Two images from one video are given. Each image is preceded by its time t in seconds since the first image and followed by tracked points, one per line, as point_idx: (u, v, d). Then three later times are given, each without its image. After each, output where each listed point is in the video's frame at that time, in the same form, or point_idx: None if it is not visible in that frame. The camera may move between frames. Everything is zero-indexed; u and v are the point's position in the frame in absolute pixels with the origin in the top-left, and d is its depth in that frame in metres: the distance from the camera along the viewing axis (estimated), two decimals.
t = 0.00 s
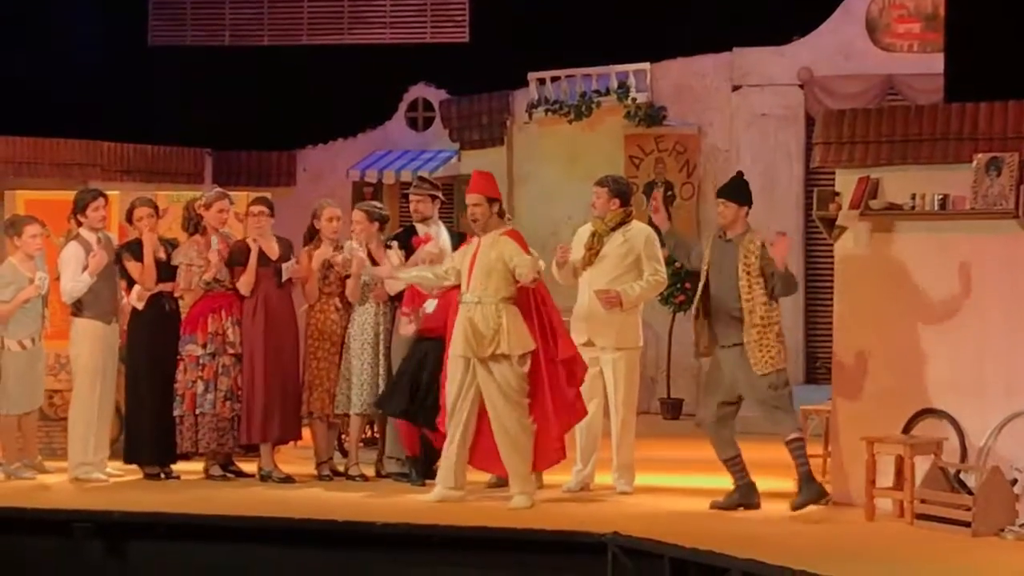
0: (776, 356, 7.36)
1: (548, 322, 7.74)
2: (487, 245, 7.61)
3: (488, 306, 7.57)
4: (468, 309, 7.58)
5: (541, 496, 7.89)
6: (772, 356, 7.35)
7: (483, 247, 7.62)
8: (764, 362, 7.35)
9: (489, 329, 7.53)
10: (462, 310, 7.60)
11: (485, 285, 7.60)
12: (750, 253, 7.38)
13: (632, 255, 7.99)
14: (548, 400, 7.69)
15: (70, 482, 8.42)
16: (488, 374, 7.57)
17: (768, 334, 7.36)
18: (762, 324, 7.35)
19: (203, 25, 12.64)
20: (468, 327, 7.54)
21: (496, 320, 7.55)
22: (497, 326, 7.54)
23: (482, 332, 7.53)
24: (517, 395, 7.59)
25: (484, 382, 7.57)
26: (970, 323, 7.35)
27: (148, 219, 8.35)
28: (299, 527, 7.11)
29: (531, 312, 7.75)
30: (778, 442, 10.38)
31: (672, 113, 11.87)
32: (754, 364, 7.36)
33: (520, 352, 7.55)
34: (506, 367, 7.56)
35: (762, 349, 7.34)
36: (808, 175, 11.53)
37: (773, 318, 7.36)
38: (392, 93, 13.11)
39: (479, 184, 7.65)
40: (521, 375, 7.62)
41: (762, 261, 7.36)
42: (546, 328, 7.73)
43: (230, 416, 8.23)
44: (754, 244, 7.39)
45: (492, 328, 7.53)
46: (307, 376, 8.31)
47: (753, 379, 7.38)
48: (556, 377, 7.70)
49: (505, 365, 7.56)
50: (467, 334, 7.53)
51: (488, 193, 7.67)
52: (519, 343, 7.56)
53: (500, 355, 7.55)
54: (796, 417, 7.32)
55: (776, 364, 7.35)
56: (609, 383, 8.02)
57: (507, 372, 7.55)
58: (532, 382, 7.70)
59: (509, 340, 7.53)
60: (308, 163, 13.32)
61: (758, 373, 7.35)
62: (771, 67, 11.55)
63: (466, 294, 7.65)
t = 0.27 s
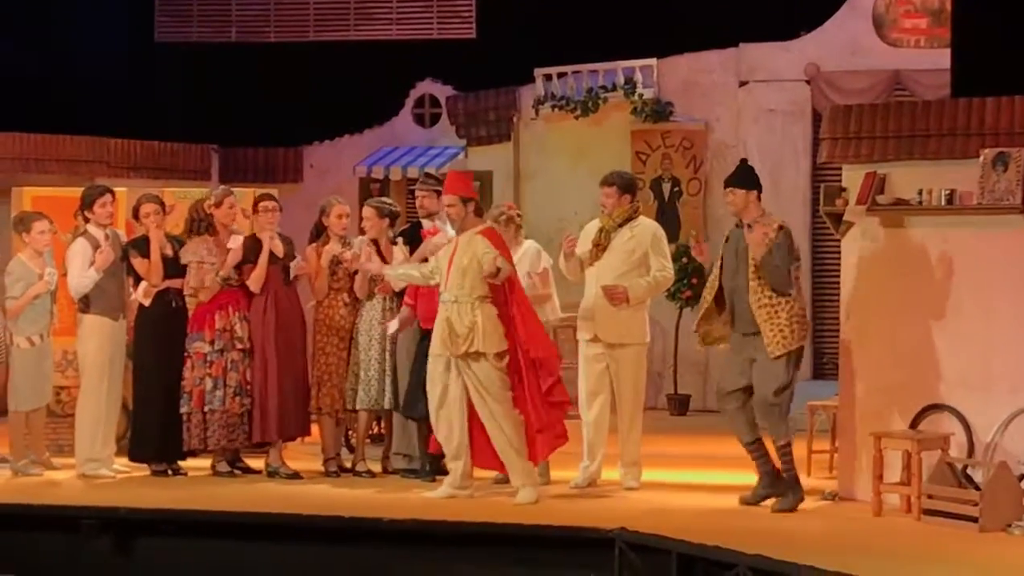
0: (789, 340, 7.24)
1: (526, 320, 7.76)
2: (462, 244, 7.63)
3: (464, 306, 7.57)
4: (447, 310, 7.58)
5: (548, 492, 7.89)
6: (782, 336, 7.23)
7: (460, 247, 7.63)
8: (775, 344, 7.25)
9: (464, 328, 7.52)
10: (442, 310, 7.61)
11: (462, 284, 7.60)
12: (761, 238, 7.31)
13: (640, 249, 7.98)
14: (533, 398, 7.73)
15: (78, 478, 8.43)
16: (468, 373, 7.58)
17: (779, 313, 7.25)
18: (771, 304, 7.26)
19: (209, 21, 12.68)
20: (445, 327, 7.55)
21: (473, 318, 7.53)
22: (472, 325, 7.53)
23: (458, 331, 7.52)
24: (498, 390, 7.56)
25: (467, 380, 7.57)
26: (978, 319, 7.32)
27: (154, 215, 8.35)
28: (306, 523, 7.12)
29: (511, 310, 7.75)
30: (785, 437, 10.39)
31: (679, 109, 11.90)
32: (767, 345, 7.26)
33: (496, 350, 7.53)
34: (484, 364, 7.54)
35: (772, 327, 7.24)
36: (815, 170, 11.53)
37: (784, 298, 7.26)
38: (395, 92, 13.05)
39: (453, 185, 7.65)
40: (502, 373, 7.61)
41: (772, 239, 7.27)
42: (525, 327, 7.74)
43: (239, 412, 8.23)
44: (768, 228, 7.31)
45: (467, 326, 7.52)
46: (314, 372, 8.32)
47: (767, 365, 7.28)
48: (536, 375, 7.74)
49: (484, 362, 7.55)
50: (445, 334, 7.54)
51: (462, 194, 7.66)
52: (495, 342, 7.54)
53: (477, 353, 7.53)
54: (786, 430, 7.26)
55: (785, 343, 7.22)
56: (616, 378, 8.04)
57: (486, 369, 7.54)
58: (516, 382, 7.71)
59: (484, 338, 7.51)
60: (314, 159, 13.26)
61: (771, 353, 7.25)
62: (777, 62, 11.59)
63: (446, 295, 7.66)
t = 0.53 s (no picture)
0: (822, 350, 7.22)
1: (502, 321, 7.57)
2: (458, 240, 7.61)
3: (457, 300, 7.57)
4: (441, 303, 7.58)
5: (569, 490, 7.89)
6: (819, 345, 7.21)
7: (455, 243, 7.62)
8: (808, 353, 7.21)
9: (455, 322, 7.53)
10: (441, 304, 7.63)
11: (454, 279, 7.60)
12: (800, 245, 7.29)
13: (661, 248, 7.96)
14: (508, 401, 7.54)
15: (98, 477, 8.44)
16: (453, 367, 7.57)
17: (817, 321, 7.22)
18: (810, 311, 7.23)
19: (229, 20, 12.69)
20: (438, 320, 7.57)
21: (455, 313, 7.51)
22: (464, 320, 7.53)
23: (450, 326, 7.54)
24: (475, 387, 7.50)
25: (449, 372, 7.56)
26: (1000, 319, 7.31)
27: (175, 214, 8.29)
28: (326, 521, 7.12)
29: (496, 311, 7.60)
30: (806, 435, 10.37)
31: (699, 107, 11.90)
32: (799, 356, 7.22)
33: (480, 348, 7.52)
34: (464, 359, 7.52)
35: (808, 335, 7.20)
36: (835, 169, 11.52)
37: (822, 306, 7.23)
38: (415, 91, 13.08)
39: (451, 182, 7.58)
40: (486, 372, 7.55)
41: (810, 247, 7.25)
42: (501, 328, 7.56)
43: (265, 411, 8.26)
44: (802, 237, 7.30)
45: (460, 321, 7.53)
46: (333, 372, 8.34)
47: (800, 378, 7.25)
48: (509, 379, 7.54)
49: (468, 360, 7.52)
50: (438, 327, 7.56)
51: (458, 191, 7.60)
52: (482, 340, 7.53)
53: (463, 348, 7.53)
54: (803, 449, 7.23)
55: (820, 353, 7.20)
56: (636, 376, 8.05)
57: (465, 365, 7.50)
58: (492, 382, 7.57)
59: (469, 335, 7.51)
60: (334, 157, 13.26)
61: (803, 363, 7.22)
62: (797, 59, 11.56)
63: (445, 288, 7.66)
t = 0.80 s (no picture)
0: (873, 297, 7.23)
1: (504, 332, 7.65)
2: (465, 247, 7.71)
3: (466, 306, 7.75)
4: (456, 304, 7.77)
5: (602, 493, 7.90)
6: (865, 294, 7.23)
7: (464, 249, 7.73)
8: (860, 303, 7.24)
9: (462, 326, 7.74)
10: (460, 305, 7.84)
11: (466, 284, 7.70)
12: (837, 205, 7.34)
13: (696, 250, 7.96)
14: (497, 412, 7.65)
15: (132, 480, 8.46)
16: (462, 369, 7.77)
17: (864, 271, 7.25)
18: (854, 263, 7.26)
19: (262, 24, 12.67)
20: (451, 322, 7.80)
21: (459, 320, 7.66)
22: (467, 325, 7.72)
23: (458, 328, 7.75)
24: (472, 391, 7.67)
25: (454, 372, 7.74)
26: None
27: (209, 218, 8.36)
28: (360, 525, 7.12)
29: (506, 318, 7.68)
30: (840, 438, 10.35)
31: (731, 110, 11.90)
32: (851, 307, 7.25)
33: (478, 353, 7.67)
34: (467, 363, 7.70)
35: (854, 285, 7.23)
36: (868, 172, 11.50)
37: (867, 256, 7.26)
38: (447, 95, 13.01)
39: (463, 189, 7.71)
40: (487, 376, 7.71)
41: (851, 203, 7.30)
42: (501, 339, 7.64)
43: (305, 414, 8.27)
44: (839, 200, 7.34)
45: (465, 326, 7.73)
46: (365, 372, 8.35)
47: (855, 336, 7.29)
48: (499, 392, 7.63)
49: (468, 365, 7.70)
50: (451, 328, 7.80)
51: (467, 198, 7.68)
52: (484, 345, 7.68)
53: (466, 352, 7.72)
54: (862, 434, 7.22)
55: (868, 299, 7.22)
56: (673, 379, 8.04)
57: (465, 369, 7.69)
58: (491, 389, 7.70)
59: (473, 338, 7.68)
60: (368, 161, 13.28)
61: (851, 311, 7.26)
62: (830, 63, 11.55)
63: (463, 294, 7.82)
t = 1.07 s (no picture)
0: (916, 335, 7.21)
1: (501, 340, 7.69)
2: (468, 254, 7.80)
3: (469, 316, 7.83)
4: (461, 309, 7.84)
5: (638, 500, 7.89)
6: (910, 329, 7.21)
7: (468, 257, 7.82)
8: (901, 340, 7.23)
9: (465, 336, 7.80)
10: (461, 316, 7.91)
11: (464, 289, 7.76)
12: (876, 248, 7.35)
13: (733, 255, 7.96)
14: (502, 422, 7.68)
15: (169, 486, 8.48)
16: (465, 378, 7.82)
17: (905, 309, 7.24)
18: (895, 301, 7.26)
19: (298, 29, 12.73)
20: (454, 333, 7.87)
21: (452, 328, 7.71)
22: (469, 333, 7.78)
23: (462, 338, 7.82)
24: (472, 402, 7.71)
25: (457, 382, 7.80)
26: None
27: (245, 223, 8.36)
28: (396, 531, 7.12)
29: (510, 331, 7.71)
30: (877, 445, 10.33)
31: (768, 117, 11.88)
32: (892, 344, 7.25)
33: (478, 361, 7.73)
34: (465, 374, 7.75)
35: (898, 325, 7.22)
36: (905, 177, 11.47)
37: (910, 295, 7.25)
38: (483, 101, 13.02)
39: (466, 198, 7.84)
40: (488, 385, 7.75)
41: (886, 242, 7.31)
42: (499, 347, 7.69)
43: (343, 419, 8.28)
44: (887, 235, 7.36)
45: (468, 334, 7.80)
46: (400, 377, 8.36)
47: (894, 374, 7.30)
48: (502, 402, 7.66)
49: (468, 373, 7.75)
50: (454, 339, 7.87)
51: (473, 206, 7.82)
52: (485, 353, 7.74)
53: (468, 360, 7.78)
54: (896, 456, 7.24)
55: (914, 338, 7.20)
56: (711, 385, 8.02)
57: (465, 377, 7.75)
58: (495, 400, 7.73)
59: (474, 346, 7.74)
60: (404, 166, 13.29)
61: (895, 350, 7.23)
62: (867, 69, 11.51)
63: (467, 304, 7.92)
